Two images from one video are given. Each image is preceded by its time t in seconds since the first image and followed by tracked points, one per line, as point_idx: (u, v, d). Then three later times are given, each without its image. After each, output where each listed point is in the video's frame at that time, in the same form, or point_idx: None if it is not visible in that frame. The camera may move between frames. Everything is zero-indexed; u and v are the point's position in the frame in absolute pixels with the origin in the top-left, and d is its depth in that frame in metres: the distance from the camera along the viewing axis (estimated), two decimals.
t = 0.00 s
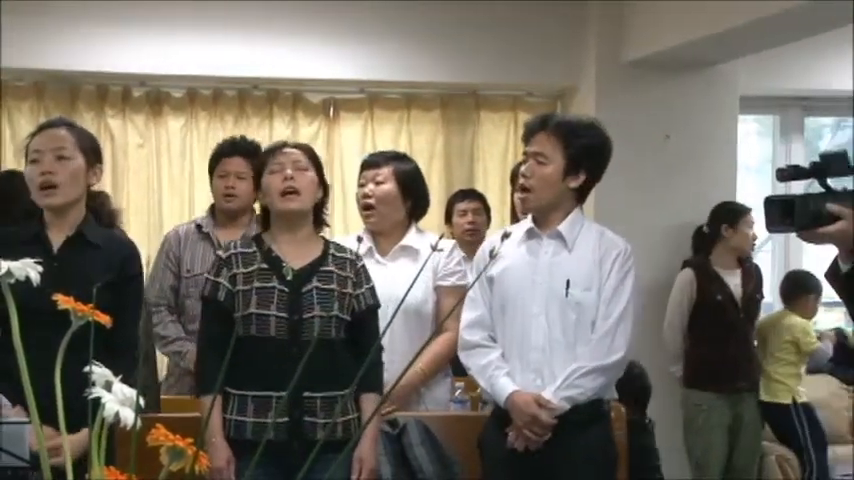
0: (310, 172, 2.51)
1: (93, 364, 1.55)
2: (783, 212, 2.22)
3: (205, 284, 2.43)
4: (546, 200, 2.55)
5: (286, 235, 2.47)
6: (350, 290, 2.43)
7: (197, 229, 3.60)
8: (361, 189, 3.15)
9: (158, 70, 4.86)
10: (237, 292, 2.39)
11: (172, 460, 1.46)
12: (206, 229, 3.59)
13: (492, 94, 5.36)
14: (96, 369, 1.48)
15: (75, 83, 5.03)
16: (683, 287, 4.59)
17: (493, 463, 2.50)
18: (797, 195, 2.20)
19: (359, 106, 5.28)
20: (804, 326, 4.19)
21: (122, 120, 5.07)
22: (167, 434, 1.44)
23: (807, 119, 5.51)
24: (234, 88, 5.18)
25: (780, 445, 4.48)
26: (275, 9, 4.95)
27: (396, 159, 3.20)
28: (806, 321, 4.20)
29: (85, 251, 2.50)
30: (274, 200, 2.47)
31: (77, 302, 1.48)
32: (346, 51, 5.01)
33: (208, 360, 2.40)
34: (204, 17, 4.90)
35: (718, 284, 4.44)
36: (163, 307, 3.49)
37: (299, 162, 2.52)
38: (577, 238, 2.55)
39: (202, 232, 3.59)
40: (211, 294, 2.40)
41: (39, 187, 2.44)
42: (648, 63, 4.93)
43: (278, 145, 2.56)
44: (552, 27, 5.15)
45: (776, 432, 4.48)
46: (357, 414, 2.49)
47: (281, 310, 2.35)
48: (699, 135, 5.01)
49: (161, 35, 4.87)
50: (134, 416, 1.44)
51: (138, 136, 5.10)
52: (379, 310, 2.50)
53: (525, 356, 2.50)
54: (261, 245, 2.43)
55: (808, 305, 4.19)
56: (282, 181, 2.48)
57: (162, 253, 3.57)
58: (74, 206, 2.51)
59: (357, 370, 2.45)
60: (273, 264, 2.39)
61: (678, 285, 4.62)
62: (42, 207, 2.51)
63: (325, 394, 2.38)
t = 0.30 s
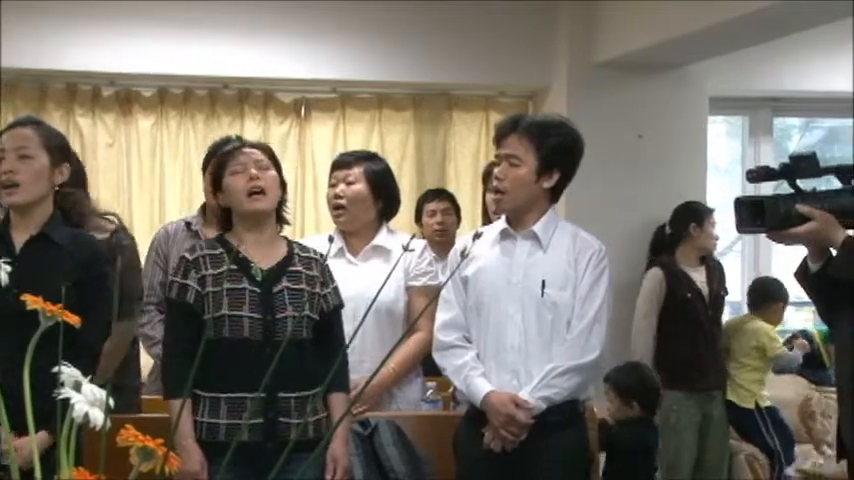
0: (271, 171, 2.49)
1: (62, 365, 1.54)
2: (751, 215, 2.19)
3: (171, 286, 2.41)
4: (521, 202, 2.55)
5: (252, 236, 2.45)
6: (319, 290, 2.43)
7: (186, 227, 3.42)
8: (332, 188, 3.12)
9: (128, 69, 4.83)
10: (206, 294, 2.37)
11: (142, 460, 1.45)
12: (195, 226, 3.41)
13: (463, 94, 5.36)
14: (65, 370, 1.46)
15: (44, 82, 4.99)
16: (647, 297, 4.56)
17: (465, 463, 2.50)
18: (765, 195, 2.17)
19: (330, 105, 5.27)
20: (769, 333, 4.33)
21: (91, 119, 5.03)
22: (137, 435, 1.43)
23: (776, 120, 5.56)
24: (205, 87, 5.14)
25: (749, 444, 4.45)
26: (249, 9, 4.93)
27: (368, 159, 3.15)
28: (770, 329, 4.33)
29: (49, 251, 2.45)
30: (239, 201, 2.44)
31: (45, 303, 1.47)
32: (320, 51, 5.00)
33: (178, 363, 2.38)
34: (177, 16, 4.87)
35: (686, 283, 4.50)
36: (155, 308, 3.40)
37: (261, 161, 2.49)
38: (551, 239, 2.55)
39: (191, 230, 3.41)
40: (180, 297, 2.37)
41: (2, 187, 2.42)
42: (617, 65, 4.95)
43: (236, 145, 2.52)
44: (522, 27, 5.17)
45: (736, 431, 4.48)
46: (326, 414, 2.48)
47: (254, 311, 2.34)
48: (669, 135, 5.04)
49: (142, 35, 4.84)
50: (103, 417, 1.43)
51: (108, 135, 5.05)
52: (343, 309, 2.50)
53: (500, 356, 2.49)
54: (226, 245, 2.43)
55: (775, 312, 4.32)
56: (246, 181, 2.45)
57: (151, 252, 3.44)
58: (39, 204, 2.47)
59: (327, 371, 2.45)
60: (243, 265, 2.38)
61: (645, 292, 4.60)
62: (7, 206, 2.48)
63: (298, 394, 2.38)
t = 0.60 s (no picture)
0: (231, 170, 2.49)
1: (25, 365, 1.51)
2: (718, 213, 2.31)
3: (133, 287, 2.38)
4: (491, 203, 2.55)
5: (214, 235, 2.44)
6: (282, 290, 2.42)
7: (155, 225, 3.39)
8: (294, 186, 3.06)
9: (114, 68, 4.83)
10: (170, 295, 2.35)
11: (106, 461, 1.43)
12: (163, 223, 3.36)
13: (430, 94, 5.36)
14: (27, 370, 1.43)
15: (7, 80, 4.93)
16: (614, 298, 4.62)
17: (431, 463, 2.49)
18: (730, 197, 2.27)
19: (296, 105, 5.25)
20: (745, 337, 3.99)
21: (54, 119, 5.00)
22: (101, 435, 1.41)
23: (741, 121, 5.58)
24: (170, 86, 5.11)
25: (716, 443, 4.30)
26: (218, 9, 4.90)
27: (330, 157, 3.10)
28: (747, 332, 3.96)
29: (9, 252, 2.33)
30: (201, 201, 2.43)
31: (6, 302, 1.45)
32: (289, 51, 4.99)
33: (142, 364, 2.35)
34: (146, 15, 4.84)
35: (646, 284, 4.42)
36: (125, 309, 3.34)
37: (220, 160, 2.48)
38: (518, 239, 2.56)
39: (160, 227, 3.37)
40: (143, 298, 2.34)
41: None
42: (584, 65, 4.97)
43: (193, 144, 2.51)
44: (488, 27, 5.17)
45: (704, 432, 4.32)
46: (290, 414, 2.47)
47: (219, 311, 2.32)
48: (632, 134, 5.02)
49: (120, 33, 4.82)
50: (67, 417, 1.40)
51: (71, 134, 5.02)
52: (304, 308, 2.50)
53: (468, 356, 2.48)
54: (188, 245, 2.41)
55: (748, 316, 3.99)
56: (207, 182, 2.44)
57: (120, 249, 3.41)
58: None
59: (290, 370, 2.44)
60: (206, 266, 2.36)
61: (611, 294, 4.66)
62: None
63: (263, 394, 2.37)
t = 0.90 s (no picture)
0: (191, 170, 2.46)
1: None
2: (679, 214, 2.24)
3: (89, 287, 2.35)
4: (450, 201, 2.55)
5: (174, 235, 2.43)
6: (241, 291, 2.40)
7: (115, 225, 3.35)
8: (251, 184, 3.03)
9: (73, 68, 4.79)
10: (126, 296, 2.33)
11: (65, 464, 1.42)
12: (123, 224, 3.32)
13: (393, 94, 5.36)
14: None
15: None
16: (578, 300, 4.57)
17: (390, 463, 2.48)
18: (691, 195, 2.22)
19: (258, 105, 5.22)
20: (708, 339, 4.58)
21: (13, 117, 4.93)
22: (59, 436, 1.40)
23: (701, 122, 5.61)
24: (130, 85, 5.07)
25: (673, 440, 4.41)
26: (178, 9, 4.88)
27: (288, 157, 3.10)
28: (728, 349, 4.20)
29: None
30: (159, 203, 2.41)
31: None
32: (249, 51, 4.96)
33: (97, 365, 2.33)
34: (105, 17, 4.82)
35: (608, 285, 4.56)
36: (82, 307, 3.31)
37: (180, 160, 2.45)
38: (480, 239, 2.55)
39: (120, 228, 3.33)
40: (99, 299, 2.32)
41: None
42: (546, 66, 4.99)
43: (153, 143, 2.48)
44: (451, 28, 5.18)
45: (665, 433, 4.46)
46: (249, 416, 2.45)
47: (175, 311, 2.31)
48: (593, 134, 5.09)
49: (78, 32, 4.79)
50: (24, 418, 1.39)
51: (30, 133, 4.95)
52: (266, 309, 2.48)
53: (428, 356, 2.48)
54: (147, 246, 2.39)
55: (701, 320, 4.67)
56: (166, 182, 2.42)
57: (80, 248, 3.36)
58: None
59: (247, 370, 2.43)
60: (163, 266, 2.35)
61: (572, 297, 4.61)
62: None
63: (219, 396, 2.35)
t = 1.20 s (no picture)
0: (151, 171, 2.41)
1: None
2: (636, 215, 2.38)
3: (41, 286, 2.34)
4: (405, 196, 2.54)
5: (131, 236, 2.40)
6: (194, 291, 2.38)
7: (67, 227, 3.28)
8: (203, 182, 3.02)
9: (27, 66, 4.74)
10: (76, 295, 2.32)
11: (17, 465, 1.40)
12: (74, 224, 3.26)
13: (351, 94, 5.36)
14: None
15: None
16: (540, 300, 4.72)
17: (341, 463, 2.48)
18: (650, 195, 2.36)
19: (215, 104, 5.20)
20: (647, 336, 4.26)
21: None
22: (11, 438, 1.39)
23: (657, 122, 5.64)
24: (84, 83, 5.03)
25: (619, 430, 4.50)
26: (131, 9, 4.86)
27: (241, 155, 3.09)
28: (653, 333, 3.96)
29: None
30: (115, 202, 2.37)
31: None
32: (200, 51, 4.93)
33: (47, 364, 2.31)
34: (61, 16, 4.77)
35: (568, 286, 4.61)
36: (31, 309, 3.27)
37: (139, 161, 2.41)
38: (434, 239, 2.55)
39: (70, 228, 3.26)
40: (48, 297, 2.31)
41: None
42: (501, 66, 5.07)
43: (115, 142, 2.44)
44: (409, 28, 5.18)
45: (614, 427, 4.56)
46: (201, 418, 2.43)
47: (123, 311, 2.29)
48: (549, 134, 5.17)
49: (31, 30, 4.75)
50: None
51: None
52: (225, 311, 2.45)
53: (381, 356, 2.48)
54: (101, 244, 2.36)
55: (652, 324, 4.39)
56: (123, 182, 2.37)
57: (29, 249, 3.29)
58: None
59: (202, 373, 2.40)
60: (114, 265, 2.32)
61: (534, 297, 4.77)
62: None
63: (169, 397, 2.33)
